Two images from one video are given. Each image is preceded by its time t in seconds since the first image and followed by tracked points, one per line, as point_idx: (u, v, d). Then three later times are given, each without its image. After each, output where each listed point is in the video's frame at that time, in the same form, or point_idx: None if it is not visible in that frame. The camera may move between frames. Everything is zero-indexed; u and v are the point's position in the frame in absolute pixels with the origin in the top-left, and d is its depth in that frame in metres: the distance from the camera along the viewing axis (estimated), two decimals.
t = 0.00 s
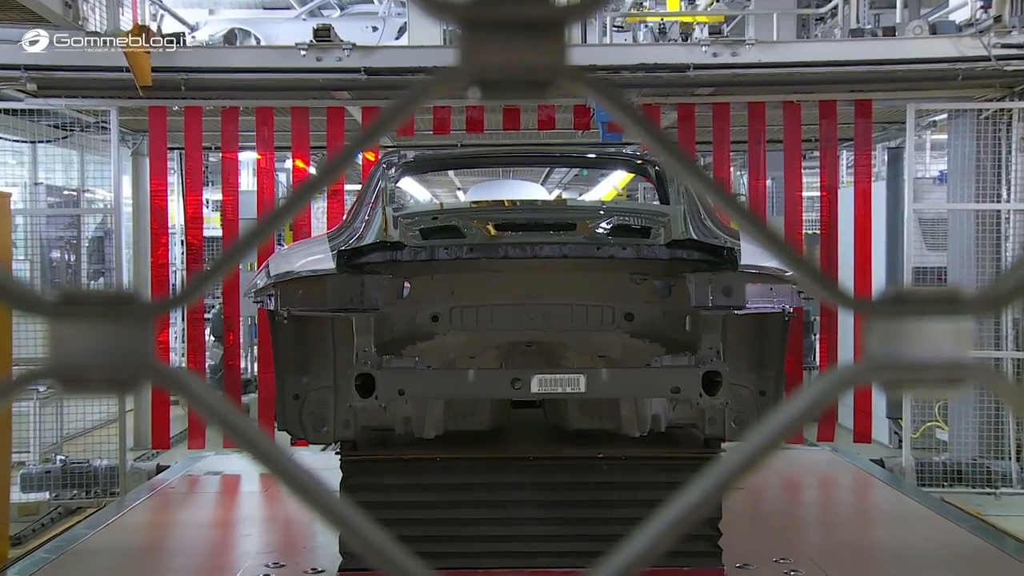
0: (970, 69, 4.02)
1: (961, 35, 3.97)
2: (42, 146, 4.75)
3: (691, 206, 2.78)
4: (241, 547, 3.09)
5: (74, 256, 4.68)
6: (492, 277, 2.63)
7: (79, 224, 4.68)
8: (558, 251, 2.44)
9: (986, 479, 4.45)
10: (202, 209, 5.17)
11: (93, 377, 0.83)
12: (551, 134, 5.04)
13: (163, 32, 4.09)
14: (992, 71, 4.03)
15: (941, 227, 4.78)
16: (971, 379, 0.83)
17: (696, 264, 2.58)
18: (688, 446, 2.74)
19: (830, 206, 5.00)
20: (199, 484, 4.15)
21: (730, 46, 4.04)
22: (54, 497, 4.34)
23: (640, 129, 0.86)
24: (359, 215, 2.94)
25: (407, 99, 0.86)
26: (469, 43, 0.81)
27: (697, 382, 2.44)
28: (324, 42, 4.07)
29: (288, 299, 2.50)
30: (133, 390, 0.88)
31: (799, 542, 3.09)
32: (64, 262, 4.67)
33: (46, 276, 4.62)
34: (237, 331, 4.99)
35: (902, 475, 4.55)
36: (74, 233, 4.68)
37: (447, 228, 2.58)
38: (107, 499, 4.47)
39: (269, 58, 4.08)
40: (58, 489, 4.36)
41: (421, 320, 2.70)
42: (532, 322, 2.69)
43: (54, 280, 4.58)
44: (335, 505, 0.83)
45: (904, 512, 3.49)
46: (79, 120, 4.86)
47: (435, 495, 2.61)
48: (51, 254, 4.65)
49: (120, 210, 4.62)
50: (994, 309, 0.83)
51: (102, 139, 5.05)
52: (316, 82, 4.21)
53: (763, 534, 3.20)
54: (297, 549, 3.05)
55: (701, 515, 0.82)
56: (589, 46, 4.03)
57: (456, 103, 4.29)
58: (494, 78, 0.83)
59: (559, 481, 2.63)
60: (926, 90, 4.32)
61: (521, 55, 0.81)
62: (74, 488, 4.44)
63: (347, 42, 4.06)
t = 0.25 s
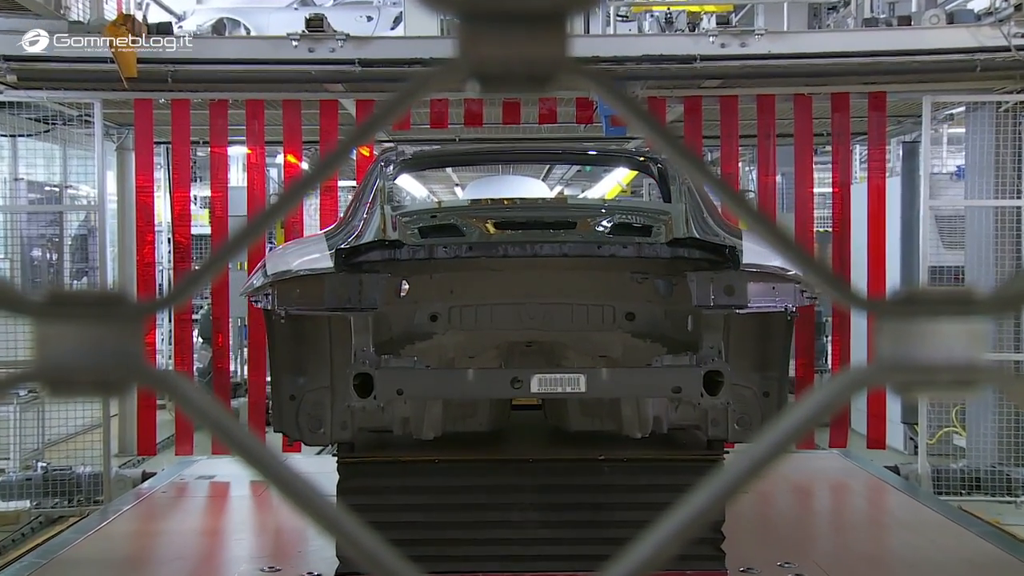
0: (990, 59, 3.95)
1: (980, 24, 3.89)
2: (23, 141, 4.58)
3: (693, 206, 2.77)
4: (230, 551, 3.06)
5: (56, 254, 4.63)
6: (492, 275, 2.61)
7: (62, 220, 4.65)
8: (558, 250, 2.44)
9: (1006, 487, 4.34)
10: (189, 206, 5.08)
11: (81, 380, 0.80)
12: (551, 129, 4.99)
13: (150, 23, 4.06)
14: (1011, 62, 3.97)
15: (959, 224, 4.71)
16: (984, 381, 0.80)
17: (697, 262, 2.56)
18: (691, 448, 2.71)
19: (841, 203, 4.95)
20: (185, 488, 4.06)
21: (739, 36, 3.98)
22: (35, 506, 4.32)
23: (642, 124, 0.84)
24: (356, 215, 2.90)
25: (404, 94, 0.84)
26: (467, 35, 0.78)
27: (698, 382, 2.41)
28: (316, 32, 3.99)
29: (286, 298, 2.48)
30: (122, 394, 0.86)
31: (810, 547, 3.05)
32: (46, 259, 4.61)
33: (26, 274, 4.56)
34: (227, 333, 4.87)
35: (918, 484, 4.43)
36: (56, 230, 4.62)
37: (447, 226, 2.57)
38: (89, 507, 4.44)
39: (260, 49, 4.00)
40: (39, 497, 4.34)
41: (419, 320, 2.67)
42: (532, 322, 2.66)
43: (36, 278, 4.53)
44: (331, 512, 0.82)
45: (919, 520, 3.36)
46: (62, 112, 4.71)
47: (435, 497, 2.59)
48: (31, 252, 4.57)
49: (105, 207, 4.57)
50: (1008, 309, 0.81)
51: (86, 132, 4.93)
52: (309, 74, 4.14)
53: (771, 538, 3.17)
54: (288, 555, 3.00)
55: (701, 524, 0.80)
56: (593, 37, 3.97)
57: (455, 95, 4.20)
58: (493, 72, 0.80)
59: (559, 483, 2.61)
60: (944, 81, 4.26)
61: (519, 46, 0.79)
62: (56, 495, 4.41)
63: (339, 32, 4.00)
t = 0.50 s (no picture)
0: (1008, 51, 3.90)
1: (998, 14, 3.86)
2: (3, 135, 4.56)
3: (694, 205, 2.75)
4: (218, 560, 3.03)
5: (38, 253, 4.56)
6: (491, 274, 2.58)
7: (44, 218, 4.59)
8: (557, 248, 2.40)
9: None
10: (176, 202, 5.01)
11: (68, 382, 0.78)
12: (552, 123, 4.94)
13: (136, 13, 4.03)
14: None
15: (977, 221, 4.63)
16: (998, 384, 0.78)
17: (699, 261, 2.54)
18: (693, 450, 2.68)
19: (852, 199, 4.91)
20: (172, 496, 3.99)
21: (747, 26, 3.94)
22: (17, 514, 4.28)
23: (644, 118, 0.82)
24: (355, 213, 2.86)
25: (401, 88, 0.81)
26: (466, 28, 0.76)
27: (700, 382, 2.39)
28: (308, 22, 3.96)
29: (283, 297, 2.45)
30: (109, 397, 0.83)
31: (822, 556, 3.01)
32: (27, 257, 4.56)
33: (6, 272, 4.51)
34: (215, 335, 4.84)
35: (934, 490, 4.40)
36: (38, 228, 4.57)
37: (445, 225, 2.53)
38: (72, 516, 4.40)
39: (251, 40, 4.02)
40: (22, 505, 4.31)
41: (418, 320, 2.64)
42: (532, 322, 2.62)
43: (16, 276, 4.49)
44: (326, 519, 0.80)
45: (935, 528, 3.32)
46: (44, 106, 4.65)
47: (435, 500, 2.57)
48: (12, 250, 4.53)
49: (87, 204, 4.55)
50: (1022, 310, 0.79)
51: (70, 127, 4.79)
52: (301, 66, 4.09)
53: (781, 546, 3.13)
54: (280, 562, 2.99)
55: (707, 530, 0.79)
56: (595, 27, 3.92)
57: (453, 88, 4.15)
58: (493, 67, 0.78)
59: (560, 485, 2.60)
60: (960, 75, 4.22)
61: (519, 41, 0.76)
62: (38, 503, 4.37)
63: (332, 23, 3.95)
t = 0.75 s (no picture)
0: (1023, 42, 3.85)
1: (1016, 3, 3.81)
2: None
3: (696, 202, 2.73)
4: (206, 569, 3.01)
5: (19, 251, 4.46)
6: (491, 273, 2.56)
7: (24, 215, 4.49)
8: (557, 247, 2.38)
9: None
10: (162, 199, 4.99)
11: (55, 385, 0.77)
12: (554, 117, 4.91)
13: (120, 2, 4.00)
14: None
15: (995, 216, 4.48)
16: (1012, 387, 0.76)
17: (700, 260, 2.52)
18: (696, 451, 2.66)
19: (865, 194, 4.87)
20: (158, 507, 3.91)
21: (757, 17, 3.90)
22: None
23: (646, 113, 0.80)
24: (354, 211, 2.82)
25: (398, 82, 0.80)
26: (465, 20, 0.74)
27: (701, 382, 2.37)
28: (300, 12, 3.91)
29: (280, 296, 2.43)
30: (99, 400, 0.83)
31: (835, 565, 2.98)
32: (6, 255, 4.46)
33: None
34: (203, 336, 4.79)
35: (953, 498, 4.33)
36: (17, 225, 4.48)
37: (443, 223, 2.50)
38: (54, 525, 4.32)
39: (240, 30, 3.96)
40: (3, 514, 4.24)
41: (416, 319, 2.63)
42: (532, 321, 2.61)
43: None
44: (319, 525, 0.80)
45: (952, 537, 3.28)
46: (23, 98, 4.59)
47: (434, 502, 2.56)
48: None
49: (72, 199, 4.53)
50: None
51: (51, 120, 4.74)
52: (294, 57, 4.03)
53: (791, 554, 3.10)
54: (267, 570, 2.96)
55: (712, 537, 0.77)
56: (597, 18, 3.89)
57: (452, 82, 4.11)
58: (492, 62, 0.76)
59: (560, 488, 2.58)
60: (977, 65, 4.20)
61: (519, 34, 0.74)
62: (19, 512, 4.29)
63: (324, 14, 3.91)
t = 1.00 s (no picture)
0: None
1: None
2: None
3: (697, 199, 2.71)
4: None
5: None
6: (491, 272, 2.53)
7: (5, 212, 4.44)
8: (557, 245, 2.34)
9: None
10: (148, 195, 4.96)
11: (41, 387, 0.78)
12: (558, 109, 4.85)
13: None
14: None
15: (1015, 217, 4.49)
16: None
17: (701, 259, 2.48)
18: (700, 453, 2.63)
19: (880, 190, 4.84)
20: (144, 516, 3.88)
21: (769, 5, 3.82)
22: None
23: (649, 107, 0.79)
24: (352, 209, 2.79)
25: (397, 74, 0.78)
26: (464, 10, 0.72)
27: (703, 381, 2.35)
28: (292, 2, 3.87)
29: (277, 296, 2.41)
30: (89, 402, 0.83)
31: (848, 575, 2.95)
32: None
33: None
34: (191, 338, 4.76)
35: (970, 506, 4.31)
36: None
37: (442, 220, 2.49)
38: (36, 535, 4.30)
39: (231, 18, 3.87)
40: None
41: (414, 319, 2.61)
42: (532, 320, 2.58)
43: None
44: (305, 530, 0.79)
45: (970, 548, 3.24)
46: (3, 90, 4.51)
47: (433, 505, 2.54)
48: None
49: (53, 195, 4.45)
50: None
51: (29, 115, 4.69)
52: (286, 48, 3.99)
53: (801, 563, 3.07)
54: None
55: (718, 544, 0.75)
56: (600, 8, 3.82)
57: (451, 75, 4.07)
58: (490, 54, 0.74)
59: (559, 491, 2.56)
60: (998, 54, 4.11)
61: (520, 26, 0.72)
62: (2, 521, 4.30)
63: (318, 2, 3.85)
